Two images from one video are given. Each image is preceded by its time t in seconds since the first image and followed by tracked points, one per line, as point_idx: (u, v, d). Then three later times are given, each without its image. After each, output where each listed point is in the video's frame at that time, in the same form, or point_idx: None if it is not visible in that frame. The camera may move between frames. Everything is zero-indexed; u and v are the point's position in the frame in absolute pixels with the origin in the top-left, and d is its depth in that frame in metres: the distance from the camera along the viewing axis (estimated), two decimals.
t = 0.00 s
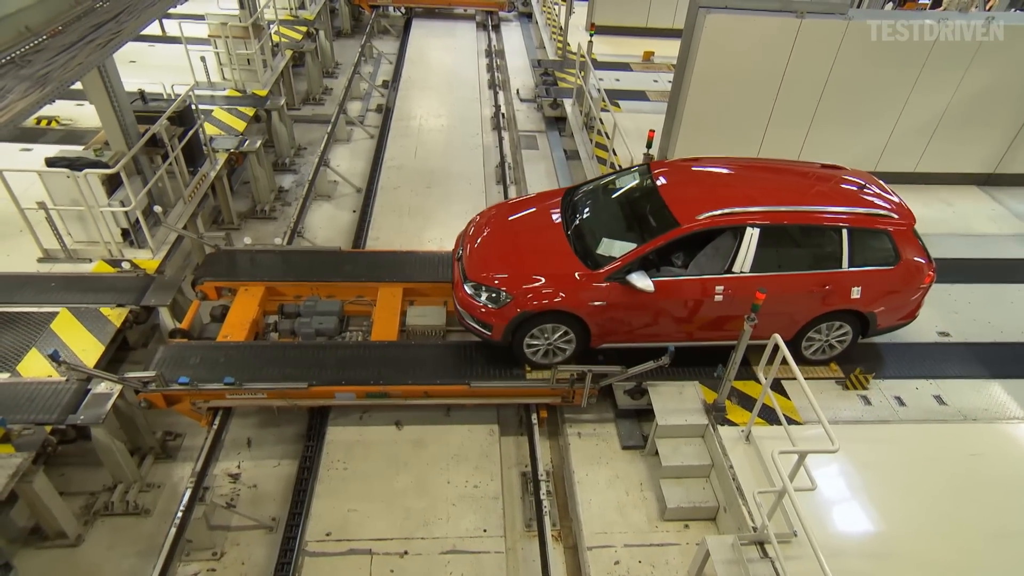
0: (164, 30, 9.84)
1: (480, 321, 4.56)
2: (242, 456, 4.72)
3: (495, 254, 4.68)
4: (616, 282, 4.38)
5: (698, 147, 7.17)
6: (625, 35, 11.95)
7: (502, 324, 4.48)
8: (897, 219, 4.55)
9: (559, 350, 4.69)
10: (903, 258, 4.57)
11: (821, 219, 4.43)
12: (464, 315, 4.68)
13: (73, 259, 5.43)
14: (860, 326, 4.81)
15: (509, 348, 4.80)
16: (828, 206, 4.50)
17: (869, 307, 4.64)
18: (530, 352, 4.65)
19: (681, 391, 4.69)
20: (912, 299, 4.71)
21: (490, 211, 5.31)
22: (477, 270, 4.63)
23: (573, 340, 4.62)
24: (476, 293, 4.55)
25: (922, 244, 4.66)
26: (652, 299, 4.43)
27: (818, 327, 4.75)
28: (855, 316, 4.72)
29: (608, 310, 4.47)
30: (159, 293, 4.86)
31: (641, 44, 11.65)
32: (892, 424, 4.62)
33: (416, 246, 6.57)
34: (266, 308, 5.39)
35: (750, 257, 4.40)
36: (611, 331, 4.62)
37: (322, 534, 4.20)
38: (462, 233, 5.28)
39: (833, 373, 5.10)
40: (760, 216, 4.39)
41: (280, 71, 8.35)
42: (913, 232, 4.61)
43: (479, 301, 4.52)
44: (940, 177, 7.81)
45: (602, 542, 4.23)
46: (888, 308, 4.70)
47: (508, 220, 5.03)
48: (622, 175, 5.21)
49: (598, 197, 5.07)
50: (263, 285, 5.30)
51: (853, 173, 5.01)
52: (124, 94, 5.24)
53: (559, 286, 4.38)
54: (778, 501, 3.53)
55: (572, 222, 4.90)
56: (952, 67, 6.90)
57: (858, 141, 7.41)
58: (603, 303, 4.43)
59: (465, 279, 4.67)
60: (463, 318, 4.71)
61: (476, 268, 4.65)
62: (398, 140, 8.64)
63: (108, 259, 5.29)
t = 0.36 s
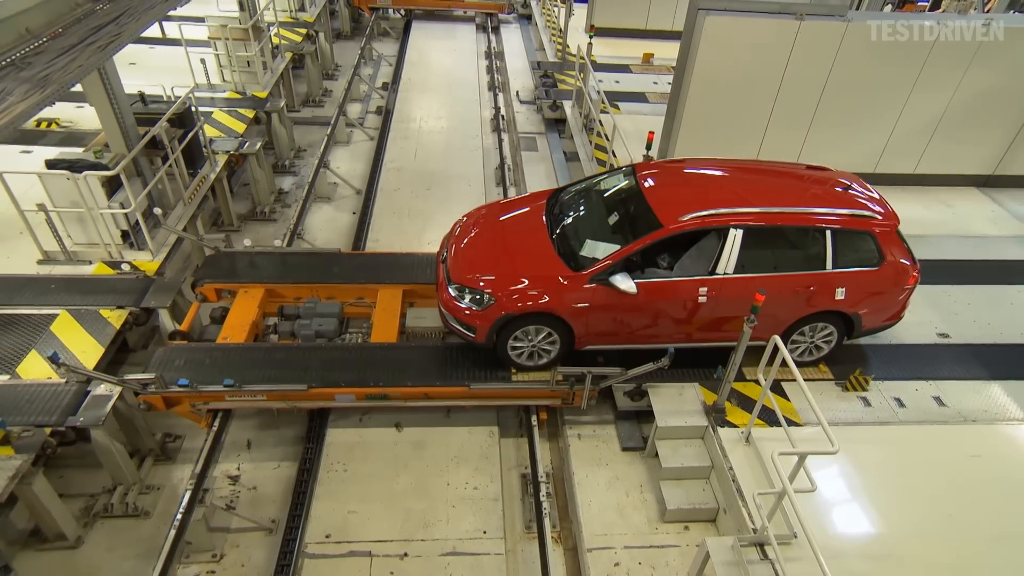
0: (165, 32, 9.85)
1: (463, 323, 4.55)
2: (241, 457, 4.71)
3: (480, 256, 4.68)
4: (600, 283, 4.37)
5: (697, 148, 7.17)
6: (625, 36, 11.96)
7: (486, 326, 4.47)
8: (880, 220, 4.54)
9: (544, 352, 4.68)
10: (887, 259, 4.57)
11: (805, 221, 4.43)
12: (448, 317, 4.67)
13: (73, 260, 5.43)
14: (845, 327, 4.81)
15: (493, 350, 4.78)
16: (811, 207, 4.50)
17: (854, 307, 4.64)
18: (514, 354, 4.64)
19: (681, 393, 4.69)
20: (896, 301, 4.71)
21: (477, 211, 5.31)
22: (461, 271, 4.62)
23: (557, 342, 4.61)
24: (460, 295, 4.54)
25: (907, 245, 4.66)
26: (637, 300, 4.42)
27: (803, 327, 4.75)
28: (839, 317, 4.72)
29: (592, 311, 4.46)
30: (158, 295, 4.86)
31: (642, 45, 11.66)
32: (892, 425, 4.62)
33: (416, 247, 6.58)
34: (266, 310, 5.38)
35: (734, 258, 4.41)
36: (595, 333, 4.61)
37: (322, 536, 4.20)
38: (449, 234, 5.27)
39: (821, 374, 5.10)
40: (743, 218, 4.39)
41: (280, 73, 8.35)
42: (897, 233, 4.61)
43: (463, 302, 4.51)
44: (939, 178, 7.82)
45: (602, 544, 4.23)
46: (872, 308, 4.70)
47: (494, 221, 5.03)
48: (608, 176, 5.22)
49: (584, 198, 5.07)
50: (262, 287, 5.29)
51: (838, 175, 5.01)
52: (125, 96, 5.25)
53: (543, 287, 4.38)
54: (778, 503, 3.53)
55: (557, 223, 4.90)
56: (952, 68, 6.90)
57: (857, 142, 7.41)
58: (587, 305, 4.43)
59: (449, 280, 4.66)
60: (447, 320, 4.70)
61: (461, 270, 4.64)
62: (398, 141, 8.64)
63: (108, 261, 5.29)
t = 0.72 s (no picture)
0: (164, 34, 9.87)
1: (455, 325, 4.54)
2: (241, 460, 4.71)
3: (471, 257, 4.67)
4: (591, 285, 4.36)
5: (696, 150, 7.19)
6: (624, 39, 11.98)
7: (477, 328, 4.46)
8: (872, 222, 4.54)
9: (535, 355, 4.66)
10: (878, 261, 4.57)
11: (798, 223, 4.43)
12: (440, 319, 4.66)
13: (73, 263, 5.43)
14: (837, 330, 4.81)
15: (483, 352, 4.77)
16: (802, 209, 4.50)
17: (846, 310, 4.65)
18: (505, 356, 4.62)
19: (680, 394, 4.69)
20: (888, 303, 4.71)
21: (471, 212, 5.31)
22: (452, 273, 4.62)
23: (549, 345, 4.60)
24: (451, 297, 4.53)
25: (899, 247, 4.66)
26: (628, 302, 4.42)
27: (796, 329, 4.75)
28: (831, 319, 4.73)
29: (583, 313, 4.45)
30: (158, 297, 4.86)
31: (641, 48, 11.67)
32: (892, 427, 4.62)
33: (416, 249, 6.58)
34: (266, 312, 5.39)
35: (726, 261, 4.41)
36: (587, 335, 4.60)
37: (322, 538, 4.20)
38: (441, 235, 5.27)
39: (811, 376, 5.08)
40: (734, 220, 4.39)
41: (280, 75, 8.37)
42: (889, 235, 4.61)
43: (454, 304, 4.50)
44: (939, 180, 7.82)
45: (602, 546, 4.22)
46: (864, 311, 4.70)
47: (487, 222, 5.04)
48: (601, 179, 5.23)
49: (577, 200, 5.07)
50: (262, 288, 5.30)
51: (829, 176, 5.01)
52: (125, 98, 5.25)
53: (534, 289, 4.37)
54: (778, 505, 3.54)
55: (550, 225, 4.90)
56: (951, 70, 6.91)
57: (857, 144, 7.42)
58: (578, 307, 4.42)
59: (441, 282, 4.65)
60: (439, 322, 4.69)
61: (452, 272, 4.63)
62: (397, 143, 8.65)
63: (108, 263, 5.29)
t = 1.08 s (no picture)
0: (165, 34, 9.87)
1: (439, 326, 4.53)
2: (239, 460, 4.70)
3: (456, 258, 4.67)
4: (575, 287, 4.36)
5: (696, 153, 7.20)
6: (624, 41, 12.00)
7: (461, 329, 4.46)
8: (857, 225, 4.54)
9: (519, 356, 4.65)
10: (864, 265, 4.57)
11: (783, 226, 4.43)
12: (425, 320, 4.65)
13: (72, 262, 5.43)
14: (823, 333, 4.82)
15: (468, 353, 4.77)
16: (787, 212, 4.51)
17: (832, 313, 4.65)
18: (489, 357, 4.62)
19: (679, 397, 4.70)
20: (874, 307, 4.71)
21: (458, 212, 5.31)
22: (437, 274, 4.61)
23: (533, 346, 4.59)
24: (436, 298, 4.52)
25: (884, 250, 4.66)
26: (613, 304, 4.41)
27: (782, 332, 4.75)
28: (816, 323, 4.73)
29: (567, 315, 4.44)
30: (157, 297, 4.85)
31: (641, 50, 11.68)
32: (890, 431, 4.62)
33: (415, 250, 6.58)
34: (265, 312, 5.38)
35: (710, 263, 4.41)
36: (577, 336, 4.60)
37: (320, 538, 4.19)
38: (429, 236, 5.26)
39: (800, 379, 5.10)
40: (719, 222, 4.39)
41: (280, 76, 8.36)
42: (874, 238, 4.60)
43: (438, 305, 4.49)
44: (938, 184, 7.83)
45: (600, 548, 4.22)
46: (850, 315, 4.70)
47: (475, 222, 5.03)
48: (588, 180, 5.23)
49: (564, 202, 5.07)
50: (261, 289, 5.29)
51: (816, 179, 5.01)
52: (125, 98, 5.25)
53: (518, 291, 4.36)
54: (776, 507, 3.55)
55: (536, 226, 4.90)
56: (951, 74, 6.92)
57: (857, 148, 7.43)
58: (562, 309, 4.41)
59: (426, 283, 4.64)
60: (424, 323, 4.68)
61: (437, 272, 4.62)
62: (397, 144, 8.65)
63: (107, 263, 5.29)
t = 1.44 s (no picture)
0: (167, 34, 9.88)
1: (426, 326, 4.53)
2: (241, 460, 4.71)
3: (444, 258, 4.66)
4: (562, 287, 4.35)
5: (698, 153, 7.20)
6: (626, 41, 12.00)
7: (449, 329, 4.45)
8: (845, 225, 4.54)
9: (507, 356, 4.64)
10: (852, 265, 4.56)
11: (772, 225, 4.42)
12: (413, 320, 4.65)
13: (74, 262, 5.43)
14: (812, 333, 4.81)
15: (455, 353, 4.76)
16: (775, 211, 4.50)
17: (820, 313, 4.64)
18: (476, 357, 4.60)
19: (680, 397, 4.70)
20: (863, 307, 4.69)
21: (448, 212, 5.31)
22: (424, 274, 4.61)
23: (520, 347, 4.58)
24: (423, 298, 4.52)
25: (873, 250, 4.65)
26: (608, 305, 4.40)
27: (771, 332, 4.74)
28: (805, 322, 4.72)
29: (554, 316, 4.43)
30: (159, 296, 4.86)
31: (643, 50, 11.68)
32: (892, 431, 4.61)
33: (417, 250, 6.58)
34: (267, 312, 5.40)
35: (698, 263, 4.40)
36: (576, 336, 4.59)
37: (321, 538, 4.19)
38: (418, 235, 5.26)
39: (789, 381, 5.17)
40: (707, 222, 4.39)
41: (282, 76, 8.37)
42: (862, 238, 4.59)
43: (425, 304, 4.49)
44: (940, 184, 7.82)
45: (601, 548, 4.22)
46: (839, 315, 4.70)
47: (465, 222, 5.04)
48: (577, 180, 5.24)
49: (552, 202, 5.07)
50: (263, 288, 5.30)
51: (805, 179, 5.01)
52: (127, 98, 5.26)
53: (505, 290, 4.35)
54: (778, 508, 3.55)
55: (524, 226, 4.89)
56: (953, 74, 6.91)
57: (859, 148, 7.42)
58: (549, 309, 4.39)
59: (414, 283, 4.64)
60: (411, 323, 4.68)
61: (424, 272, 4.62)
62: (399, 144, 8.66)
63: (109, 262, 5.30)
